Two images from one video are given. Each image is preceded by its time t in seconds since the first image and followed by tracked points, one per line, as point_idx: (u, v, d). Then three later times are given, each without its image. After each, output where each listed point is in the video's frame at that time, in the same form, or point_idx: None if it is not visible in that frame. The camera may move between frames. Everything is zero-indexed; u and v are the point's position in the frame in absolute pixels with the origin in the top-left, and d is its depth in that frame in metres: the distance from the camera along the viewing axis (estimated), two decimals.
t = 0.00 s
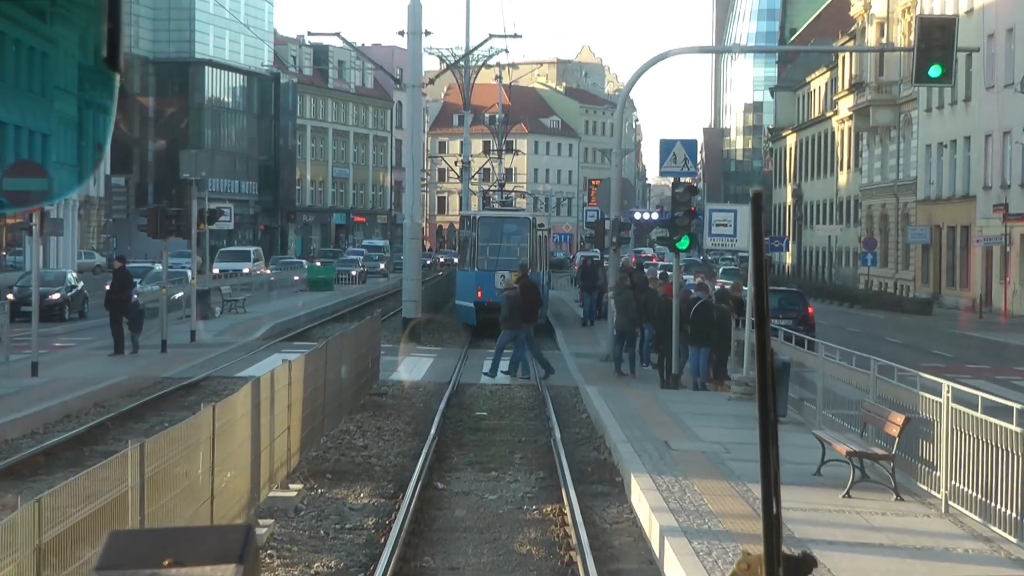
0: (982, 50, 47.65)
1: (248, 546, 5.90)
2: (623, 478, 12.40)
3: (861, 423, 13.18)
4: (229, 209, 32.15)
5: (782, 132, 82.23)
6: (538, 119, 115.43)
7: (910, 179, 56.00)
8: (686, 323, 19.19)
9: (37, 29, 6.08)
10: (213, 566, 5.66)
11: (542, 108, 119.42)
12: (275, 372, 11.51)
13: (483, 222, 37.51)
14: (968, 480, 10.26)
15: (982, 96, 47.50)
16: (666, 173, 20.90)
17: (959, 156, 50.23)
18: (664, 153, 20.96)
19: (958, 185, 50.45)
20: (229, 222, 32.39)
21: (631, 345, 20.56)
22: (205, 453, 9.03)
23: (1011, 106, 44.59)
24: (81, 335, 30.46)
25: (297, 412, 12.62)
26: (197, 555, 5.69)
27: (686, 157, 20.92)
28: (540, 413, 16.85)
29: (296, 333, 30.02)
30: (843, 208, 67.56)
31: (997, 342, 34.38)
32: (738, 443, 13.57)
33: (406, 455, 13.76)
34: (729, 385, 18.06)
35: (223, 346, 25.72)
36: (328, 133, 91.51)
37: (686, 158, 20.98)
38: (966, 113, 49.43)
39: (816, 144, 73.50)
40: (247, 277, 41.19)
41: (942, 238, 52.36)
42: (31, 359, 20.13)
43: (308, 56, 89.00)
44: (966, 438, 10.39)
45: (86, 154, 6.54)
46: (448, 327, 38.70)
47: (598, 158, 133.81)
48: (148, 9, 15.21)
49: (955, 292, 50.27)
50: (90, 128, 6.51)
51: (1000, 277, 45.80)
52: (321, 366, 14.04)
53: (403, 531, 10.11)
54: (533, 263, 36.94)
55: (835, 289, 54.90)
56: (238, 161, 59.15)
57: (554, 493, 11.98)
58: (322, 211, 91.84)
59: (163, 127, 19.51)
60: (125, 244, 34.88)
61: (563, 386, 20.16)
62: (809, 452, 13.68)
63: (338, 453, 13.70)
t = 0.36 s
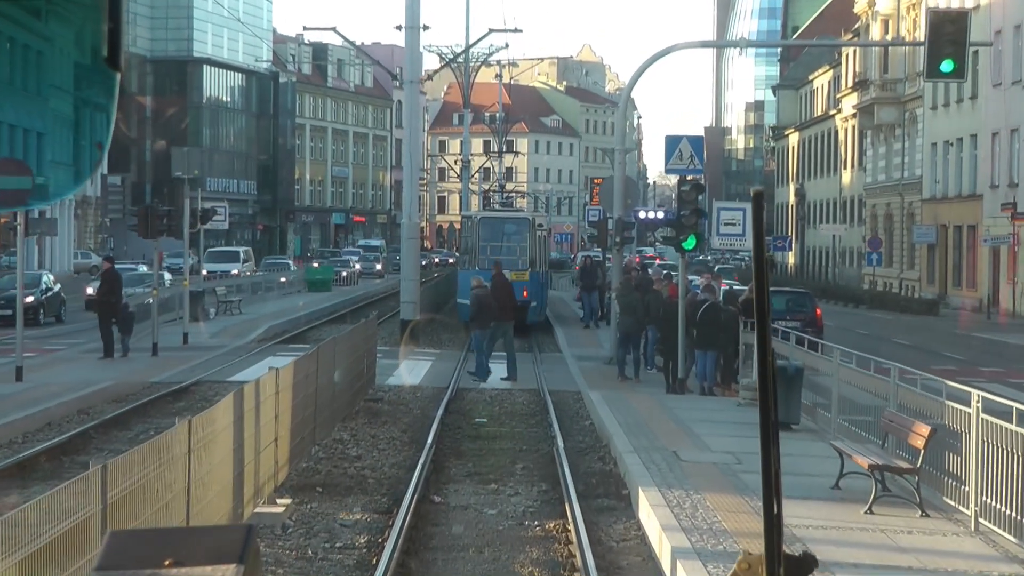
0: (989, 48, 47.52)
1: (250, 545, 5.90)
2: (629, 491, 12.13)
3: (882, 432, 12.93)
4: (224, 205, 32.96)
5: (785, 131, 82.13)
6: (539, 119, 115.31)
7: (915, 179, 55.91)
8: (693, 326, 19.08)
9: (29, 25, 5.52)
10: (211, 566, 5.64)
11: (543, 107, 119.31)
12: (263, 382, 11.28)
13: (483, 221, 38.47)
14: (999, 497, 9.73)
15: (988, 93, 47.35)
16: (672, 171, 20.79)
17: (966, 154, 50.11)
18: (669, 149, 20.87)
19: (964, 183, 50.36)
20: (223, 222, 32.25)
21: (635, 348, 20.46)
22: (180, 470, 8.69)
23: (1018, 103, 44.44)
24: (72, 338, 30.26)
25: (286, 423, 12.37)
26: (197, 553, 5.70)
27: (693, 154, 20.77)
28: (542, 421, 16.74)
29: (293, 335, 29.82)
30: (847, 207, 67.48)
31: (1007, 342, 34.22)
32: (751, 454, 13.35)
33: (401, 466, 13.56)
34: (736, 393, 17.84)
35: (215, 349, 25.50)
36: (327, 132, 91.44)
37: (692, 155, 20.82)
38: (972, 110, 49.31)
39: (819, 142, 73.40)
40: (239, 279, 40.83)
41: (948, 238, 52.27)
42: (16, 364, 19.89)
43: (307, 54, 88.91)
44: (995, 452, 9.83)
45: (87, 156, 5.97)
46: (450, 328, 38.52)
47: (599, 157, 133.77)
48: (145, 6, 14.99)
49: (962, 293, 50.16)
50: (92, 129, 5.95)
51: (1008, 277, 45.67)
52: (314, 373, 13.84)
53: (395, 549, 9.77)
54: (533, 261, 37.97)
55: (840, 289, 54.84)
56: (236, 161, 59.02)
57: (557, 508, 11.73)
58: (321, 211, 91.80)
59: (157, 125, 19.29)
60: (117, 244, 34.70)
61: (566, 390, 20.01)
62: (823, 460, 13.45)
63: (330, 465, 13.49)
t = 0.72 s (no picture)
0: (995, 46, 47.41)
1: (248, 544, 5.93)
2: (636, 505, 11.53)
3: (904, 445, 12.27)
4: (218, 204, 33.39)
5: (787, 130, 82.14)
6: (539, 118, 115.27)
7: (921, 178, 55.79)
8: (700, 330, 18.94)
9: (28, 22, 5.85)
10: (211, 566, 5.65)
11: (544, 106, 119.22)
12: (244, 392, 10.68)
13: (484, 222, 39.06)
14: None
15: (994, 91, 47.27)
16: (678, 168, 20.03)
17: (972, 153, 50.00)
18: (675, 146, 20.05)
19: (971, 182, 50.28)
20: (216, 222, 32.10)
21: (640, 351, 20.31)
22: (151, 488, 7.98)
23: None
24: (64, 341, 29.92)
25: (271, 434, 11.84)
26: (198, 551, 5.72)
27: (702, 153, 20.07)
28: (544, 427, 16.51)
29: (289, 338, 29.49)
30: (851, 207, 67.40)
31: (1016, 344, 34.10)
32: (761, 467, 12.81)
33: (395, 478, 13.04)
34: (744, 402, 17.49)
35: (207, 353, 25.13)
36: (326, 131, 91.39)
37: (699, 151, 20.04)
38: (978, 108, 49.19)
39: (822, 142, 73.33)
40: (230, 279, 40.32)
41: (954, 237, 52.18)
42: None
43: (306, 53, 88.89)
44: None
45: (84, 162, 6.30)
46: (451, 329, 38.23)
47: (600, 156, 133.75)
48: None
49: (969, 294, 50.13)
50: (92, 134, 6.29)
51: (1016, 277, 45.52)
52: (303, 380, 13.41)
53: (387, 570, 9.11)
54: (533, 259, 38.56)
55: (845, 291, 54.72)
56: (234, 160, 58.90)
57: (561, 523, 11.14)
58: (320, 211, 91.78)
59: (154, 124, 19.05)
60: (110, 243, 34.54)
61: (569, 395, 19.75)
62: (840, 473, 12.79)
63: (320, 477, 12.97)
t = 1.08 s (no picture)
0: (1001, 43, 47.31)
1: (248, 544, 6.18)
2: (645, 521, 11.21)
3: (929, 456, 11.90)
4: (209, 202, 33.56)
5: (789, 128, 82.07)
6: (539, 117, 115.20)
7: (924, 176, 55.77)
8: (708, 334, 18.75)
9: (23, 24, 6.51)
10: (211, 565, 5.94)
11: (544, 105, 119.20)
12: (226, 403, 10.28)
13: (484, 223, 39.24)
14: None
15: (1000, 88, 47.17)
16: (682, 165, 19.82)
17: (978, 151, 49.92)
18: (680, 143, 19.85)
19: (977, 181, 50.23)
20: (209, 222, 32.00)
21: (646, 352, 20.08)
22: (117, 510, 7.61)
23: None
24: (54, 343, 29.78)
25: (257, 447, 11.46)
26: (196, 552, 6.01)
27: (709, 150, 19.85)
28: (546, 434, 16.40)
29: (285, 340, 29.36)
30: (854, 206, 67.39)
31: None
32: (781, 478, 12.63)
33: (389, 491, 12.67)
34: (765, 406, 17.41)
35: (199, 356, 24.98)
36: (325, 130, 91.30)
37: (705, 148, 19.83)
38: (984, 106, 49.10)
39: (824, 140, 73.31)
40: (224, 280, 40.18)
41: (959, 236, 52.15)
42: None
43: (304, 52, 88.79)
44: None
45: (81, 167, 7.20)
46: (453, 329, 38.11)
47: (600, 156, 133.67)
48: None
49: (975, 294, 50.07)
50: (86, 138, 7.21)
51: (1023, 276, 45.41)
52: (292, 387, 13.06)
53: None
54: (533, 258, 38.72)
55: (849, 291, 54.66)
56: (232, 160, 58.79)
57: (563, 540, 10.77)
58: (319, 210, 91.69)
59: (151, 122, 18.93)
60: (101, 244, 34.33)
61: (571, 401, 19.50)
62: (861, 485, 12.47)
63: (309, 490, 12.57)
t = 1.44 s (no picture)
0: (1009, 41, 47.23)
1: (248, 545, 6.13)
2: (653, 539, 10.76)
3: (956, 470, 11.35)
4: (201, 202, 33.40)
5: (791, 127, 82.04)
6: (540, 116, 115.22)
7: (930, 175, 55.71)
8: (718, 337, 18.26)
9: (19, 21, 6.23)
10: (209, 566, 5.89)
11: (545, 105, 119.16)
12: (212, 418, 9.80)
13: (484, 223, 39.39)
14: None
15: (1008, 87, 47.12)
16: (691, 162, 19.71)
17: (985, 150, 49.86)
18: (688, 139, 19.77)
19: (983, 181, 50.20)
20: (203, 222, 31.88)
21: (649, 359, 20.18)
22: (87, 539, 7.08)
23: None
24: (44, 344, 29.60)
25: (243, 461, 10.97)
26: (198, 553, 5.95)
27: (717, 148, 19.73)
28: (548, 444, 16.16)
29: (281, 342, 29.16)
30: (857, 205, 67.31)
31: None
32: (796, 491, 12.20)
33: (383, 507, 12.25)
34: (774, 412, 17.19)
35: (192, 359, 24.76)
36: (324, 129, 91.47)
37: (713, 145, 19.71)
38: (991, 105, 49.01)
39: (827, 139, 73.24)
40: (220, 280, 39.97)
41: (966, 236, 52.11)
42: None
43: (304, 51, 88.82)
44: None
45: (80, 162, 7.36)
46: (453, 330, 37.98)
47: (602, 155, 133.65)
48: None
49: (981, 294, 50.03)
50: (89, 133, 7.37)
51: None
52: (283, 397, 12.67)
53: None
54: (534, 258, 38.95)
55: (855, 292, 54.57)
56: (230, 160, 58.68)
57: (567, 560, 10.34)
58: (318, 210, 91.69)
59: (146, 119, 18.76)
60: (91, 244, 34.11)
61: (573, 408, 19.29)
62: (882, 499, 11.97)
63: (298, 506, 12.12)
